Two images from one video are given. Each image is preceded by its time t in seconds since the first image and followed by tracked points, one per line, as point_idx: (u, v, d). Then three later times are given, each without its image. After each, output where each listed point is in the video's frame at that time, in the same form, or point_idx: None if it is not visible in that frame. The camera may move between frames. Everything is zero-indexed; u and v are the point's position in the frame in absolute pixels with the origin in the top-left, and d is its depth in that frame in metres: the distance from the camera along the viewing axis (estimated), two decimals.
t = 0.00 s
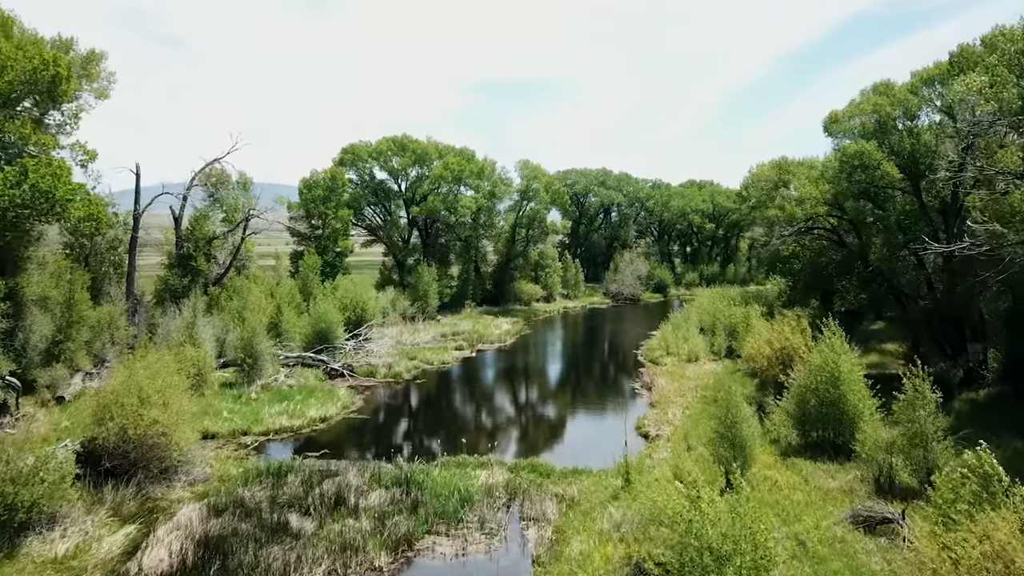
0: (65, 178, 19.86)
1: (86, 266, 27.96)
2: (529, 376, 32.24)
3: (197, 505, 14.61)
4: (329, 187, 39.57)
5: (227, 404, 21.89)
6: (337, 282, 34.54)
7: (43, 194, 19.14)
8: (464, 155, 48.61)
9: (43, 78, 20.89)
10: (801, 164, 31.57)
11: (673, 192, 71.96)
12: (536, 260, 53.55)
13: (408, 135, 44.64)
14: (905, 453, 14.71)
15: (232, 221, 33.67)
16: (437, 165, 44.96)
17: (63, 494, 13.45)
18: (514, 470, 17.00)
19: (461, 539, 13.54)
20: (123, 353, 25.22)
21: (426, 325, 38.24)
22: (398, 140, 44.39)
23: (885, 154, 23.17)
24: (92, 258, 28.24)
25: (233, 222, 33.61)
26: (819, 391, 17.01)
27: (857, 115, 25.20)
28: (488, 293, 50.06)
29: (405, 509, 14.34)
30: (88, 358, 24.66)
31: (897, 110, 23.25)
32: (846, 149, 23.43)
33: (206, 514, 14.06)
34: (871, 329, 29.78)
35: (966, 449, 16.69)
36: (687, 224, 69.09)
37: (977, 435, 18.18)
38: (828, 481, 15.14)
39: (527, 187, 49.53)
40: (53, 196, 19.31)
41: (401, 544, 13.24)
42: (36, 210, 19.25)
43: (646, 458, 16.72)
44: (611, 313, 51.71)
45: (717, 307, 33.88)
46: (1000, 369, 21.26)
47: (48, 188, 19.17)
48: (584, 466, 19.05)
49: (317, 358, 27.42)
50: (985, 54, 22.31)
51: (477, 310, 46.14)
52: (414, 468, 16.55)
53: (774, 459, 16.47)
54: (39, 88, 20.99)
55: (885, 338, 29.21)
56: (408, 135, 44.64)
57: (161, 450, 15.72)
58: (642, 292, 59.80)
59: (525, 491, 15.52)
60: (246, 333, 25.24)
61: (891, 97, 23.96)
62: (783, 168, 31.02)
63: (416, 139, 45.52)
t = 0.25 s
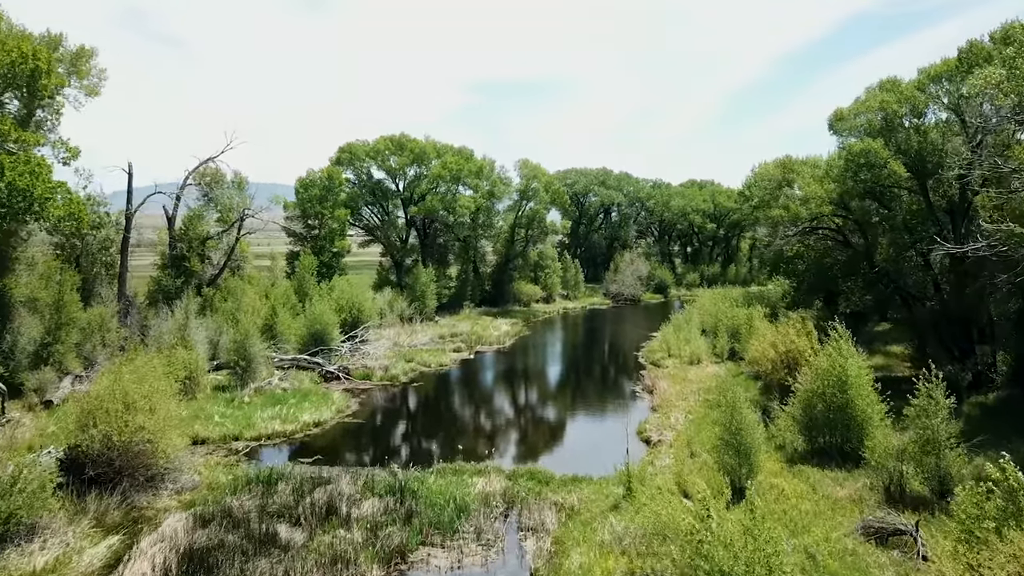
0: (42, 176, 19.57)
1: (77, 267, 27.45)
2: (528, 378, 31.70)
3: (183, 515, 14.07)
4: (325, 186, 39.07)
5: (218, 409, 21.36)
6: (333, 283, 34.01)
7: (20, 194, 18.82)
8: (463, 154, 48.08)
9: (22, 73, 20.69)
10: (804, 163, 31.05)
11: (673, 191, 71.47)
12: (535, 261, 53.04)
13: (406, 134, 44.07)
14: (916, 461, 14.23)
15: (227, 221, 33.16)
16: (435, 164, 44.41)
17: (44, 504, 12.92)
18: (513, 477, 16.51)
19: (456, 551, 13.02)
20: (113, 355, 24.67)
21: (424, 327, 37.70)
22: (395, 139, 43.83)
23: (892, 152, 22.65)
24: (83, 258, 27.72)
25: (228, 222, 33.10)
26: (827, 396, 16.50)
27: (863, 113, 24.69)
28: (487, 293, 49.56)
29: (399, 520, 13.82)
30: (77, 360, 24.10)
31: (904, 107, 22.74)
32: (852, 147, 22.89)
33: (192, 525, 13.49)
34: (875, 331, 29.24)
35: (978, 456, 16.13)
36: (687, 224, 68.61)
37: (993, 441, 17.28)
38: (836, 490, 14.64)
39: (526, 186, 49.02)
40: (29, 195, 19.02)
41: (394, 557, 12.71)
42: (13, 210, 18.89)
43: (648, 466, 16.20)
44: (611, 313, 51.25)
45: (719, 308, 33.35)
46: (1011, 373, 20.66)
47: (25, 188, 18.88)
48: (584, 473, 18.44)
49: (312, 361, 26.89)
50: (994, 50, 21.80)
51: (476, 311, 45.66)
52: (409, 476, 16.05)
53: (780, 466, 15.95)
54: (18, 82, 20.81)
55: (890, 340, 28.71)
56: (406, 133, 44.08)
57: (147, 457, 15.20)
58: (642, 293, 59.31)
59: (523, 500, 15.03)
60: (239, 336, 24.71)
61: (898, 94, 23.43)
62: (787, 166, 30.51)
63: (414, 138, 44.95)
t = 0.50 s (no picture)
0: (19, 172, 19.04)
1: (67, 268, 27.04)
2: (528, 380, 31.22)
3: (168, 525, 13.52)
4: (321, 185, 38.56)
5: (211, 413, 20.89)
6: (329, 284, 33.49)
7: None
8: (462, 153, 47.56)
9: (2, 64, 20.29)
10: (809, 162, 30.52)
11: (674, 191, 71.02)
12: (535, 261, 52.56)
13: (404, 133, 43.54)
14: (928, 468, 13.73)
15: (221, 221, 32.66)
16: (433, 163, 43.87)
17: (23, 514, 12.40)
18: (511, 484, 16.02)
19: (451, 562, 12.45)
20: (104, 357, 24.14)
21: (422, 328, 37.18)
22: (393, 138, 43.31)
23: (899, 150, 22.13)
24: (75, 258, 27.34)
25: (223, 222, 32.59)
26: (835, 401, 15.99)
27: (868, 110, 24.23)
28: (486, 294, 49.05)
29: (392, 530, 13.29)
30: (67, 363, 23.57)
31: (911, 103, 22.33)
32: (858, 145, 22.39)
33: (177, 536, 12.91)
34: (881, 332, 28.72)
35: (989, 462, 15.57)
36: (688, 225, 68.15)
37: (1010, 448, 16.52)
38: (846, 499, 14.12)
39: (525, 186, 48.53)
40: (8, 192, 18.54)
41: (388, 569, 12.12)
42: None
43: (650, 473, 15.72)
44: (612, 314, 50.78)
45: (721, 309, 32.83)
46: None
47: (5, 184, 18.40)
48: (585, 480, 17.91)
49: (307, 363, 26.38)
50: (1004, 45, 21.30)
51: (474, 312, 45.18)
52: (403, 484, 15.54)
53: (787, 473, 15.43)
54: None
55: (895, 342, 28.22)
56: (404, 132, 43.55)
57: (132, 465, 14.69)
58: (643, 293, 58.84)
59: (521, 509, 14.51)
60: (232, 338, 24.20)
61: (905, 91, 22.91)
62: (791, 164, 30.00)
63: (412, 137, 44.41)
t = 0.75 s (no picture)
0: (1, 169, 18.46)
1: (58, 269, 26.65)
2: (526, 382, 30.69)
3: (152, 536, 12.96)
4: (318, 185, 37.97)
5: (202, 418, 20.38)
6: (326, 284, 32.98)
7: None
8: (461, 152, 47.06)
9: None
10: (813, 161, 30.00)
11: (674, 191, 70.51)
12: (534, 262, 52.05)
13: (402, 131, 43.02)
14: (942, 476, 13.21)
15: (216, 221, 32.15)
16: (432, 162, 43.33)
17: None
18: (510, 492, 15.52)
19: None
20: (94, 360, 23.60)
21: (420, 330, 36.67)
22: (391, 137, 42.79)
23: (906, 148, 21.64)
24: (66, 259, 26.97)
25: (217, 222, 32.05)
26: (844, 406, 15.46)
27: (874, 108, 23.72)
28: (485, 295, 48.52)
29: (386, 541, 12.75)
30: (55, 366, 23.05)
31: (919, 101, 21.84)
32: (865, 143, 21.88)
33: (161, 548, 12.35)
34: (886, 334, 28.21)
35: (1003, 470, 15.05)
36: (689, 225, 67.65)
37: None
38: (856, 509, 13.61)
39: (525, 185, 48.02)
40: None
41: None
42: None
43: (653, 481, 15.21)
44: (612, 315, 50.29)
45: (723, 311, 32.31)
46: None
47: None
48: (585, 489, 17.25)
49: (302, 366, 25.86)
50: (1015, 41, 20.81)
51: (473, 313, 44.69)
52: (397, 493, 15.00)
53: (794, 481, 14.91)
54: None
55: (900, 344, 27.71)
56: (402, 131, 43.03)
57: (117, 474, 14.13)
58: (643, 294, 58.35)
59: (520, 519, 13.98)
60: (225, 340, 23.69)
61: (912, 88, 22.43)
62: (796, 163, 29.24)
63: (410, 136, 43.87)
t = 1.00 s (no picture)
0: None
1: (48, 269, 26.14)
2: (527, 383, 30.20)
3: (135, 549, 12.38)
4: (315, 184, 37.40)
5: (192, 423, 19.85)
6: (322, 285, 32.45)
7: None
8: (460, 152, 46.53)
9: None
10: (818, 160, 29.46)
11: (675, 191, 69.98)
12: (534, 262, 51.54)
13: (400, 130, 42.47)
14: (956, 486, 12.72)
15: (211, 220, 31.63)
16: (430, 161, 42.78)
17: None
18: (508, 501, 15.03)
19: None
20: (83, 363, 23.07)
21: (418, 331, 36.14)
22: (389, 136, 42.25)
23: (914, 146, 21.13)
24: (57, 259, 26.50)
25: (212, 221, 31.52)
26: (853, 413, 14.96)
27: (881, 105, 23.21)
28: (484, 295, 47.99)
29: (379, 555, 12.19)
30: (44, 369, 22.52)
31: (927, 98, 21.32)
32: (873, 141, 21.36)
33: (144, 562, 11.80)
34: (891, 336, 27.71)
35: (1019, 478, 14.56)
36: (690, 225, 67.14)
37: None
38: (868, 520, 13.10)
39: (524, 185, 47.48)
40: None
41: None
42: None
43: (656, 490, 14.70)
44: (612, 316, 49.81)
45: (726, 312, 31.80)
46: None
47: None
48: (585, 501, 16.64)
49: (297, 368, 25.35)
50: None
51: (472, 314, 44.18)
52: (392, 503, 14.46)
53: (803, 490, 14.41)
54: None
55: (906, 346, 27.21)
56: (400, 130, 42.48)
57: (100, 483, 13.51)
58: (644, 294, 57.84)
59: (519, 530, 13.45)
60: (217, 342, 23.16)
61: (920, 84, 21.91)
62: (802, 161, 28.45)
63: (408, 134, 43.32)
